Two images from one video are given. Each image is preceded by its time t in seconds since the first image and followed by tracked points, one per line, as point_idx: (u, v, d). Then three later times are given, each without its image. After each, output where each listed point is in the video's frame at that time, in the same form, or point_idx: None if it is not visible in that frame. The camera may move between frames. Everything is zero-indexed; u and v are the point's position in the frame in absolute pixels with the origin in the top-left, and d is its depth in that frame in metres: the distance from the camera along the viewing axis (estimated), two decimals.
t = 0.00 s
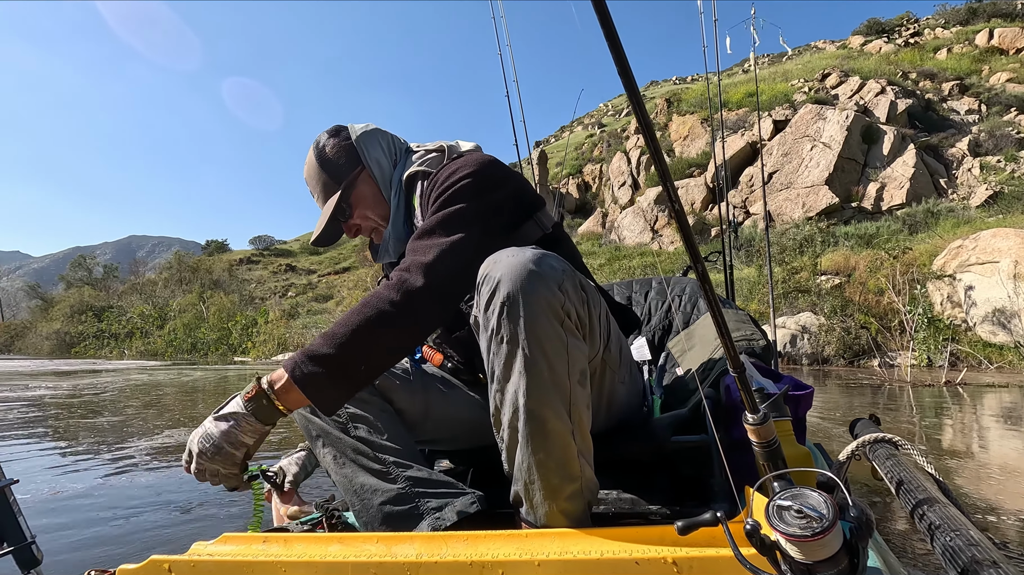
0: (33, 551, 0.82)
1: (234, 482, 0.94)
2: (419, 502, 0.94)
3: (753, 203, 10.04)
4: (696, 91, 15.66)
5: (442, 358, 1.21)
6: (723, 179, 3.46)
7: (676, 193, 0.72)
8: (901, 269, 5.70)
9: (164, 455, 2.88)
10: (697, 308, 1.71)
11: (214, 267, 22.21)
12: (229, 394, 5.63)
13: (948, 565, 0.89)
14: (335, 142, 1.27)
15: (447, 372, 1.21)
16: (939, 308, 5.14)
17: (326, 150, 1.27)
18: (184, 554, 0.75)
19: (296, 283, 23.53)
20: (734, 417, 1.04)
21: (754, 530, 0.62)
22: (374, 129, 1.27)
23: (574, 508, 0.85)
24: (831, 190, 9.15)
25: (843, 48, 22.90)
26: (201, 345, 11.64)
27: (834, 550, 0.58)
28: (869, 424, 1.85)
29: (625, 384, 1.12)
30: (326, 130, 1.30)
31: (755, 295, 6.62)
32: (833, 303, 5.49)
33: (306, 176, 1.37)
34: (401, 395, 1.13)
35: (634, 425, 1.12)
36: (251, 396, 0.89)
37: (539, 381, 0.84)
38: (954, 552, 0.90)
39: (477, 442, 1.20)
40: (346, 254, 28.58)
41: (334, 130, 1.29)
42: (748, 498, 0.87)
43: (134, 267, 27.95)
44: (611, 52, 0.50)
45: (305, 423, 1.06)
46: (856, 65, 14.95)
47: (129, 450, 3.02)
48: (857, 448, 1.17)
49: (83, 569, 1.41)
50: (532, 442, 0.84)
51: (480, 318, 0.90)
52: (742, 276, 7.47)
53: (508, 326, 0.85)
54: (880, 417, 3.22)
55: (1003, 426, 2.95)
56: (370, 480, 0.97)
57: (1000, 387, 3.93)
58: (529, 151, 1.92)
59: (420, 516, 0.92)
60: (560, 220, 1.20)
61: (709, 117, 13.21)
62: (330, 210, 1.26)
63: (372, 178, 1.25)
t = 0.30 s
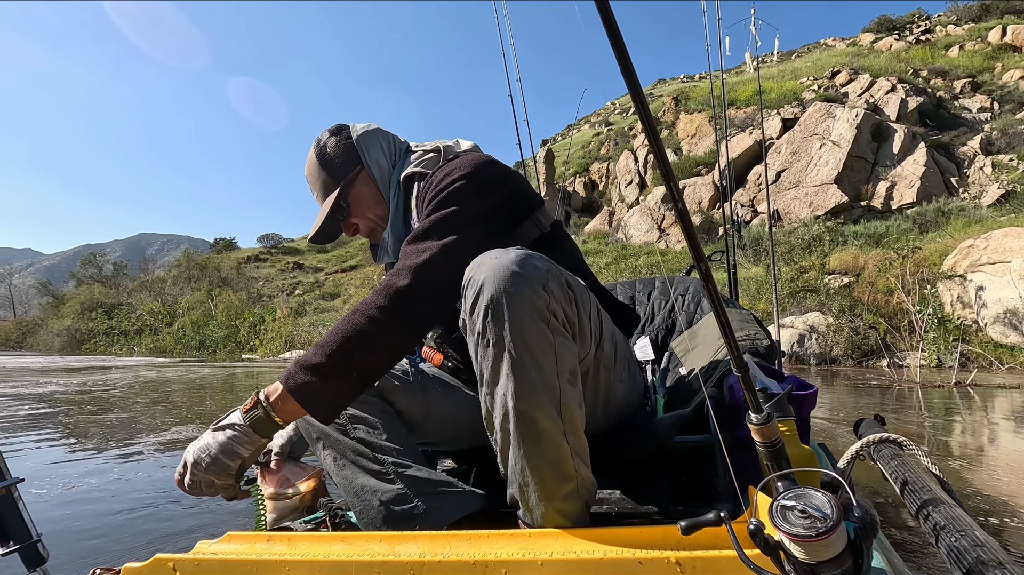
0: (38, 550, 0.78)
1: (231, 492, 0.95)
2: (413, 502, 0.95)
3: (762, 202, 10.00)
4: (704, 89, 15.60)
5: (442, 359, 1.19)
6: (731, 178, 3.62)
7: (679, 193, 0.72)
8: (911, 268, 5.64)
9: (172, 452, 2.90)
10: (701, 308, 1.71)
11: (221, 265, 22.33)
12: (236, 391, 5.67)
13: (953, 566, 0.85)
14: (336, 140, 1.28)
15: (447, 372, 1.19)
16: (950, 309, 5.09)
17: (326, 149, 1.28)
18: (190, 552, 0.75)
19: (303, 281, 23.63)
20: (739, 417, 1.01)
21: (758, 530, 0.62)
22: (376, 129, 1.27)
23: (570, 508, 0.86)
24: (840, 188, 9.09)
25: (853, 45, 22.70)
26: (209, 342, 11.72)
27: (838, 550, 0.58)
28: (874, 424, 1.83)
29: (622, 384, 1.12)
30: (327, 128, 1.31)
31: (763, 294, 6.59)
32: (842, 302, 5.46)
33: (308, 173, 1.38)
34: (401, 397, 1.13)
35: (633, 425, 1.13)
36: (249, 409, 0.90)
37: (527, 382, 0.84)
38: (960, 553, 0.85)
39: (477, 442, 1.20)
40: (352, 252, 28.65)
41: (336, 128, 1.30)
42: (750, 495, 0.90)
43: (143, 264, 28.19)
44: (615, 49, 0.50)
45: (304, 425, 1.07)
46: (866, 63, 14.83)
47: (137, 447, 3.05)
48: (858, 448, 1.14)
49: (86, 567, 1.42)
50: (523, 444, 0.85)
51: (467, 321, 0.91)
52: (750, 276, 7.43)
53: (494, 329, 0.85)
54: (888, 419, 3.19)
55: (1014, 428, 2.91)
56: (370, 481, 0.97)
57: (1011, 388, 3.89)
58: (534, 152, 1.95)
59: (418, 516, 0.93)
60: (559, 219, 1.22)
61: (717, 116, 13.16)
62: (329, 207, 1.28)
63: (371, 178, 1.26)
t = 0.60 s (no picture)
0: (43, 546, 0.79)
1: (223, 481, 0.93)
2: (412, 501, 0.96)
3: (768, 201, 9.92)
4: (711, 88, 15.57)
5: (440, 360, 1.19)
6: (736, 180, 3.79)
7: (681, 190, 0.73)
8: (920, 267, 5.59)
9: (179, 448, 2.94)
10: (704, 307, 1.70)
11: (228, 263, 22.46)
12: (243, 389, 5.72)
13: (955, 566, 0.85)
14: (342, 137, 1.28)
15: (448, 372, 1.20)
16: (957, 309, 4.98)
17: (331, 145, 1.28)
18: (193, 550, 0.77)
19: (310, 279, 23.74)
20: (740, 417, 1.04)
21: (761, 531, 0.61)
22: (381, 126, 1.28)
23: (568, 508, 0.84)
24: (847, 187, 9.04)
25: (862, 43, 22.55)
26: (216, 340, 11.81)
27: (840, 551, 0.59)
28: (876, 425, 1.83)
29: (620, 383, 1.12)
30: (332, 125, 1.32)
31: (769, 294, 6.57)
32: (849, 302, 5.44)
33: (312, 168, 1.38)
34: (402, 396, 1.14)
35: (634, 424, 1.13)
36: (246, 398, 0.90)
37: (518, 382, 0.82)
38: (962, 553, 0.85)
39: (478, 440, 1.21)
40: (359, 251, 28.76)
41: (341, 125, 1.31)
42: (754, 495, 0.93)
43: (152, 262, 28.43)
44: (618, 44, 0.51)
45: (306, 425, 1.09)
46: (875, 61, 14.74)
47: (144, 443, 3.09)
48: (859, 448, 1.15)
49: (90, 564, 1.44)
50: (517, 444, 0.83)
51: (457, 323, 0.90)
52: (756, 275, 7.40)
53: (484, 329, 0.84)
54: (895, 420, 3.17)
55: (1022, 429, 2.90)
56: (370, 480, 1.00)
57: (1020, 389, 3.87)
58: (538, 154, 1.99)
59: (416, 515, 0.94)
60: (562, 218, 1.23)
61: (724, 114, 13.12)
62: (334, 202, 1.29)
63: (375, 174, 1.27)
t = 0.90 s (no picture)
0: (46, 544, 0.80)
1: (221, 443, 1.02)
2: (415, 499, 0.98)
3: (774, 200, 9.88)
4: (717, 87, 15.52)
5: (442, 358, 1.18)
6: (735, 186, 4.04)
7: (682, 189, 0.74)
8: (927, 267, 5.56)
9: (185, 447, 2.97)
10: (705, 307, 1.70)
11: (234, 262, 22.56)
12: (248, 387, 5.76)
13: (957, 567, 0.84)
14: (347, 135, 1.29)
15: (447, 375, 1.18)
16: (965, 310, 4.94)
17: (337, 143, 1.29)
18: (194, 548, 0.77)
19: (315, 279, 23.81)
20: (743, 417, 1.05)
21: (762, 530, 0.62)
22: (387, 123, 1.29)
23: (571, 508, 0.84)
24: (854, 186, 8.94)
25: (870, 41, 22.41)
26: (222, 339, 11.87)
27: (842, 551, 0.59)
28: (878, 424, 1.82)
29: (621, 381, 1.10)
30: (338, 122, 1.33)
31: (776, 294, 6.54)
32: (856, 302, 5.42)
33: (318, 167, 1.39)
34: (403, 396, 1.14)
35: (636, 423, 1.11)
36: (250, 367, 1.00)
37: (524, 382, 0.82)
38: (965, 553, 0.85)
39: (479, 439, 1.22)
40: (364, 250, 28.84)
41: (346, 123, 1.31)
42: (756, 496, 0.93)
43: (159, 262, 28.58)
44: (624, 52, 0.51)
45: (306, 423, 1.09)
46: (882, 59, 14.65)
47: (150, 441, 3.12)
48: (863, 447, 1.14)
49: (94, 562, 1.45)
50: (521, 444, 0.83)
51: (460, 322, 0.88)
52: (762, 275, 7.38)
53: (487, 330, 0.83)
54: (901, 420, 3.15)
55: None
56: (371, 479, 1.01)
57: None
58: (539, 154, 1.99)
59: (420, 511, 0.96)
60: (565, 216, 1.22)
61: (729, 113, 13.07)
62: (339, 199, 1.30)
63: (380, 171, 1.28)
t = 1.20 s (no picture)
0: (47, 546, 0.81)
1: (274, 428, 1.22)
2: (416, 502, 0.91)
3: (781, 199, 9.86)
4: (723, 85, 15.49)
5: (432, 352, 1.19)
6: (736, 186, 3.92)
7: (682, 189, 0.74)
8: (934, 267, 5.53)
9: (191, 445, 2.99)
10: (706, 307, 1.72)
11: (240, 261, 22.65)
12: (254, 386, 5.79)
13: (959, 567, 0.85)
14: (370, 121, 1.29)
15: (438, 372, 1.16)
16: (972, 310, 4.89)
17: (359, 129, 1.30)
18: (196, 549, 0.77)
19: (320, 278, 23.86)
20: (744, 417, 1.06)
21: (764, 531, 0.63)
22: (408, 111, 1.28)
23: (562, 508, 0.84)
24: (861, 185, 8.89)
25: (877, 39, 22.29)
26: (228, 337, 11.93)
27: (844, 551, 0.59)
28: (880, 424, 1.81)
29: (615, 383, 1.10)
30: (362, 108, 1.32)
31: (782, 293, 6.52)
32: (862, 302, 5.40)
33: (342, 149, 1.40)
34: (401, 397, 1.10)
35: (637, 427, 1.10)
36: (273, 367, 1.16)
37: (501, 388, 0.82)
38: (967, 553, 0.85)
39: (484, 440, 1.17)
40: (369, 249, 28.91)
41: (370, 110, 1.31)
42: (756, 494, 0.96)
43: (165, 260, 28.71)
44: (622, 52, 0.51)
45: (306, 425, 1.05)
46: (890, 58, 14.58)
47: (156, 439, 3.14)
48: (864, 447, 1.14)
49: (95, 564, 1.44)
50: (505, 449, 0.83)
51: (438, 333, 0.89)
52: (767, 275, 7.35)
53: (461, 340, 0.83)
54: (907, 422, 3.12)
55: None
56: (370, 480, 0.95)
57: None
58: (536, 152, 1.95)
59: (420, 514, 0.89)
60: (570, 215, 1.19)
61: (735, 112, 13.03)
62: (357, 183, 1.30)
63: (398, 158, 1.28)
